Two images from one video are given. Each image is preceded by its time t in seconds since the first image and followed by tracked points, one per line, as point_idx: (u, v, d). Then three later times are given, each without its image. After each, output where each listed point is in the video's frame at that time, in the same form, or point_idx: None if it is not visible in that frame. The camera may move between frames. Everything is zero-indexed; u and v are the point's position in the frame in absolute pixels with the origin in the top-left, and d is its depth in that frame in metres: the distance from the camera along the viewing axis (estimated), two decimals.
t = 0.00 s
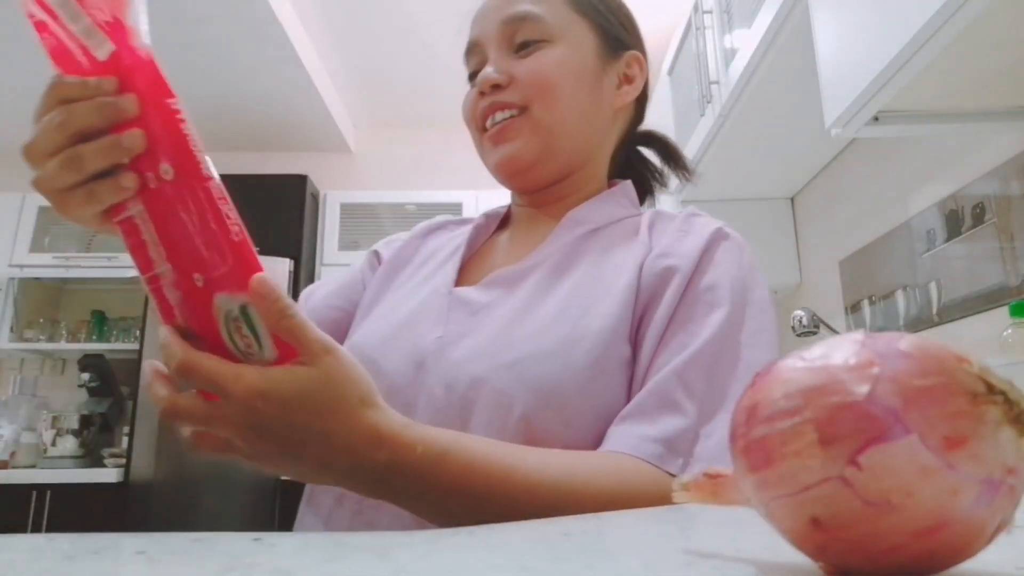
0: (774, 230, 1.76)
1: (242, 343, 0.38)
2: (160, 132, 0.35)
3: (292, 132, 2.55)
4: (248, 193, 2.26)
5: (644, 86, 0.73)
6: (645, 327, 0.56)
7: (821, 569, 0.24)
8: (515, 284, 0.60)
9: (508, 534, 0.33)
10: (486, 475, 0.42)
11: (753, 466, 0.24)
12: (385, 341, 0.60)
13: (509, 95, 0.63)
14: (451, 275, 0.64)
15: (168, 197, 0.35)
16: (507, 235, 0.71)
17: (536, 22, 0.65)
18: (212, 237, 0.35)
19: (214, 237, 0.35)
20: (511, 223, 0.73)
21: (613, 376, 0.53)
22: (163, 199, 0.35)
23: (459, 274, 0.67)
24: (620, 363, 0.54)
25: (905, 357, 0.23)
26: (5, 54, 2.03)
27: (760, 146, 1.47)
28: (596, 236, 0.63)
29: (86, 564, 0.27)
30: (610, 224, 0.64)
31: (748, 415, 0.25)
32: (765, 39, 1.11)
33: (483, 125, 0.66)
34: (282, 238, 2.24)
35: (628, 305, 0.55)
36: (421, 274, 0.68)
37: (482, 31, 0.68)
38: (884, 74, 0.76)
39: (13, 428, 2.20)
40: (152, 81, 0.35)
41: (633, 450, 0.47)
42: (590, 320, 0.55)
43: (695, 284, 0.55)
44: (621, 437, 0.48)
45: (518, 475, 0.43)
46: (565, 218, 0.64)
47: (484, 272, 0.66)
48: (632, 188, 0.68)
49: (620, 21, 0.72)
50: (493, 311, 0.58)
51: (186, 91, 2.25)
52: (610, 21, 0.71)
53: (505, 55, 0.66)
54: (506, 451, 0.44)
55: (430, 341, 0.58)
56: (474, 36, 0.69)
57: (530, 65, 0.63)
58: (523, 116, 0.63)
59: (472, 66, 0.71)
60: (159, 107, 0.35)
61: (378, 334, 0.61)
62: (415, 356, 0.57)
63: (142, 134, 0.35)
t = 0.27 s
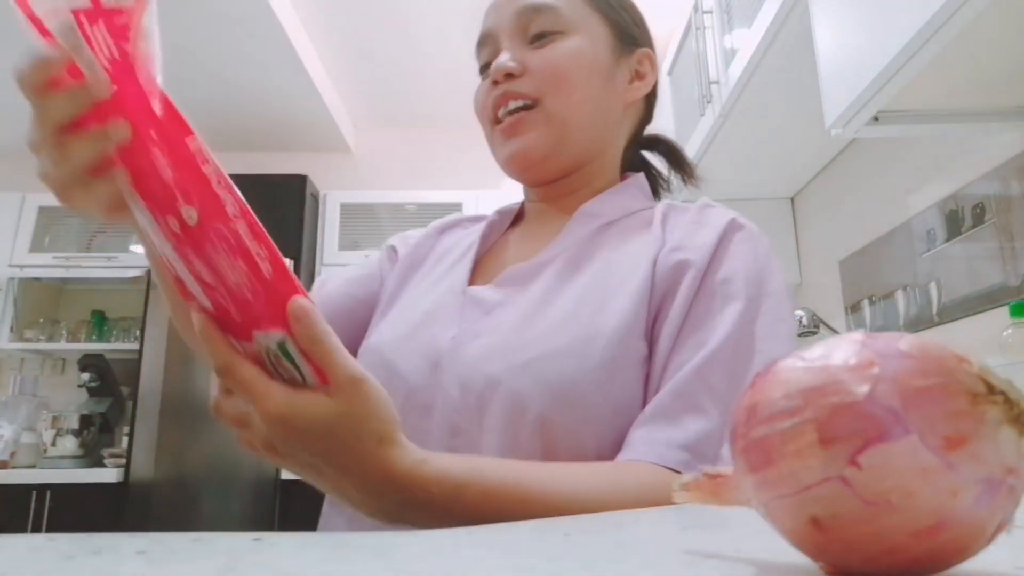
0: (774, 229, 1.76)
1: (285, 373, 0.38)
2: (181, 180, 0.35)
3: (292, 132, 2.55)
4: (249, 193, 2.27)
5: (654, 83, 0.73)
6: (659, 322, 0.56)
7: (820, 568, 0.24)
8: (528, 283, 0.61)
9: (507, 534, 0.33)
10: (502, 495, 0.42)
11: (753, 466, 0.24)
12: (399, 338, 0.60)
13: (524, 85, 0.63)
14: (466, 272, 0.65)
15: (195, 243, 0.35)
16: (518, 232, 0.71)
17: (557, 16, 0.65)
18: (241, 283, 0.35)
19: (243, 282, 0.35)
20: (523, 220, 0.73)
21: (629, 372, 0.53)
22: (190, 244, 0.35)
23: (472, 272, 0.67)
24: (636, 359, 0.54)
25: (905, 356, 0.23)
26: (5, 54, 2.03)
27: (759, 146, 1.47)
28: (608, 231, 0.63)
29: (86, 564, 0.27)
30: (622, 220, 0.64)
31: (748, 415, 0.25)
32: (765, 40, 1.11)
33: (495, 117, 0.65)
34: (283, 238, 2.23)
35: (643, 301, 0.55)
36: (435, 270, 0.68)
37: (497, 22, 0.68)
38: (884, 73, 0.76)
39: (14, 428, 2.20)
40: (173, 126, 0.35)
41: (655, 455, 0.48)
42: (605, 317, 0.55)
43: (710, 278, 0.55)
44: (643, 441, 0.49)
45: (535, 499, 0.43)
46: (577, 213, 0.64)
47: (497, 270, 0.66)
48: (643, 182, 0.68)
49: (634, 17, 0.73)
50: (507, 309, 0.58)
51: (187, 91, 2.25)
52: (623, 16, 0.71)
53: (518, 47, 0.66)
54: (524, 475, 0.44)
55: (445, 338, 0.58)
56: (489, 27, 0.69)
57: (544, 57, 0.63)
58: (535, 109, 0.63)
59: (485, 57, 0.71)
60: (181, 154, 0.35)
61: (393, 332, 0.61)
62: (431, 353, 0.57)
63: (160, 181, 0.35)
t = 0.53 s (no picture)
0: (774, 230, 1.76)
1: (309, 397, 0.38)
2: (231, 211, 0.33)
3: (292, 132, 2.55)
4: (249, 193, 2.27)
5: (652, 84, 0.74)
6: (668, 328, 0.56)
7: (820, 568, 0.24)
8: (537, 286, 0.60)
9: (507, 534, 0.33)
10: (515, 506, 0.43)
11: (753, 466, 0.24)
12: (407, 339, 0.59)
13: (527, 87, 0.62)
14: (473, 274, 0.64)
15: (234, 273, 0.34)
16: (524, 232, 0.70)
17: (557, 19, 0.65)
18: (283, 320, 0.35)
19: (279, 309, 0.35)
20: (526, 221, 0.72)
21: (639, 376, 0.53)
22: (226, 272, 0.34)
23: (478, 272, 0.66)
24: (644, 365, 0.54)
25: (905, 356, 0.23)
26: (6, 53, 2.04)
27: (759, 146, 1.47)
28: (616, 236, 0.63)
29: (86, 564, 0.27)
30: (629, 224, 0.64)
31: (748, 415, 0.25)
32: (765, 40, 1.11)
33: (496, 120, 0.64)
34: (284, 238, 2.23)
35: (654, 307, 0.55)
36: (440, 270, 0.67)
37: (497, 23, 0.67)
38: (884, 73, 0.76)
39: (14, 428, 2.20)
40: (240, 157, 0.34)
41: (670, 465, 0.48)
42: (616, 323, 0.55)
43: (721, 287, 0.56)
44: (654, 450, 0.49)
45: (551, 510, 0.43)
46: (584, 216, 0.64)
47: (504, 272, 0.66)
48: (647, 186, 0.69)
49: (631, 17, 0.73)
50: (516, 311, 0.58)
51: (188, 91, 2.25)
52: (622, 18, 0.71)
53: (520, 48, 0.65)
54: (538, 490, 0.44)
55: (452, 339, 0.57)
56: (488, 29, 0.69)
57: (546, 57, 0.62)
58: (539, 110, 0.62)
59: (485, 57, 0.70)
60: (247, 184, 0.34)
61: (400, 333, 0.60)
62: (440, 355, 0.57)
63: (218, 205, 0.33)
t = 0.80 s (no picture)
0: (774, 230, 1.76)
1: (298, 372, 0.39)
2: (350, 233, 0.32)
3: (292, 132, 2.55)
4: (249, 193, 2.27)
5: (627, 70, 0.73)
6: (663, 330, 0.56)
7: (820, 569, 0.24)
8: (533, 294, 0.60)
9: (508, 534, 0.33)
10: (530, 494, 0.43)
11: (753, 466, 0.24)
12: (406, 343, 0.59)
13: (484, 87, 0.64)
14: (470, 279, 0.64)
15: (350, 301, 0.33)
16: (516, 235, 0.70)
17: (515, 21, 0.67)
18: (370, 336, 0.36)
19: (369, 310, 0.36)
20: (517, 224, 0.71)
21: (636, 379, 0.53)
22: (346, 296, 0.33)
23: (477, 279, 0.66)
24: (643, 368, 0.54)
25: (905, 356, 0.23)
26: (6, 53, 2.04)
27: (759, 146, 1.47)
28: (607, 237, 0.63)
29: (86, 565, 0.27)
30: (617, 225, 0.64)
31: (748, 415, 0.25)
32: (764, 40, 1.11)
33: (465, 121, 0.67)
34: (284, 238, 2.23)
35: (648, 310, 0.55)
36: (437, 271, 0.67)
37: (468, 37, 0.71)
38: (884, 73, 0.76)
39: (14, 427, 2.20)
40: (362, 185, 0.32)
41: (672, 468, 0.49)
42: (615, 325, 0.55)
43: (715, 282, 0.56)
44: (653, 460, 0.50)
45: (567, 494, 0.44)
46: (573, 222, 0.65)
47: (503, 278, 0.65)
48: (636, 185, 0.69)
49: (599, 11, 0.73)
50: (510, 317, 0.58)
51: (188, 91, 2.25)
52: (591, 16, 0.71)
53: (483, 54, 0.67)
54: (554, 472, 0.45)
55: (451, 342, 0.57)
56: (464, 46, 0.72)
57: (496, 56, 0.64)
58: (493, 107, 0.64)
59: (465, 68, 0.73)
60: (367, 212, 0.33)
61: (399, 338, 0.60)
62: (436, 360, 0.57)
63: (352, 241, 0.32)
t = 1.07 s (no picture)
0: (774, 230, 1.76)
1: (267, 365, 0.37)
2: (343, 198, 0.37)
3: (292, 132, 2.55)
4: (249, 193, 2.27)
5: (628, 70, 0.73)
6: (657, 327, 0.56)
7: (819, 569, 0.24)
8: (531, 297, 0.59)
9: (509, 534, 0.33)
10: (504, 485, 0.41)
11: (753, 466, 0.24)
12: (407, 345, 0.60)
13: (485, 85, 0.64)
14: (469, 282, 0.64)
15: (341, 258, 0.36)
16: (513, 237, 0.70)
17: (517, 20, 0.67)
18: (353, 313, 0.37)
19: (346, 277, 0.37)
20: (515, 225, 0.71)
21: (631, 378, 0.54)
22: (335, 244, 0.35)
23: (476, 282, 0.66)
24: (636, 367, 0.54)
25: (905, 356, 0.23)
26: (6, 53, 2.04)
27: (759, 146, 1.47)
28: (599, 241, 0.63)
29: (86, 565, 0.27)
30: (612, 228, 0.63)
31: (749, 414, 0.25)
32: (764, 40, 1.11)
33: (462, 117, 0.66)
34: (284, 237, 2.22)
35: (641, 309, 0.56)
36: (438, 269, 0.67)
37: (468, 33, 0.70)
38: (884, 73, 0.76)
39: (14, 428, 2.20)
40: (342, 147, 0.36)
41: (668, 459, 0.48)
42: (612, 323, 0.55)
43: (710, 277, 0.56)
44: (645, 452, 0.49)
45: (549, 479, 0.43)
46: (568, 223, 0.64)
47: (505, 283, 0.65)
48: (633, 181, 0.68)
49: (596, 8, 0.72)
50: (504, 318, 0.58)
51: (188, 91, 2.25)
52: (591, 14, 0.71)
53: (481, 52, 0.67)
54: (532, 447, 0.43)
55: (450, 344, 0.58)
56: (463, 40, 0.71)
57: (499, 54, 0.64)
58: (495, 103, 0.63)
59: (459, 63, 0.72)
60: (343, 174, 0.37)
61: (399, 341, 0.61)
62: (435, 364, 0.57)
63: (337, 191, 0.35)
